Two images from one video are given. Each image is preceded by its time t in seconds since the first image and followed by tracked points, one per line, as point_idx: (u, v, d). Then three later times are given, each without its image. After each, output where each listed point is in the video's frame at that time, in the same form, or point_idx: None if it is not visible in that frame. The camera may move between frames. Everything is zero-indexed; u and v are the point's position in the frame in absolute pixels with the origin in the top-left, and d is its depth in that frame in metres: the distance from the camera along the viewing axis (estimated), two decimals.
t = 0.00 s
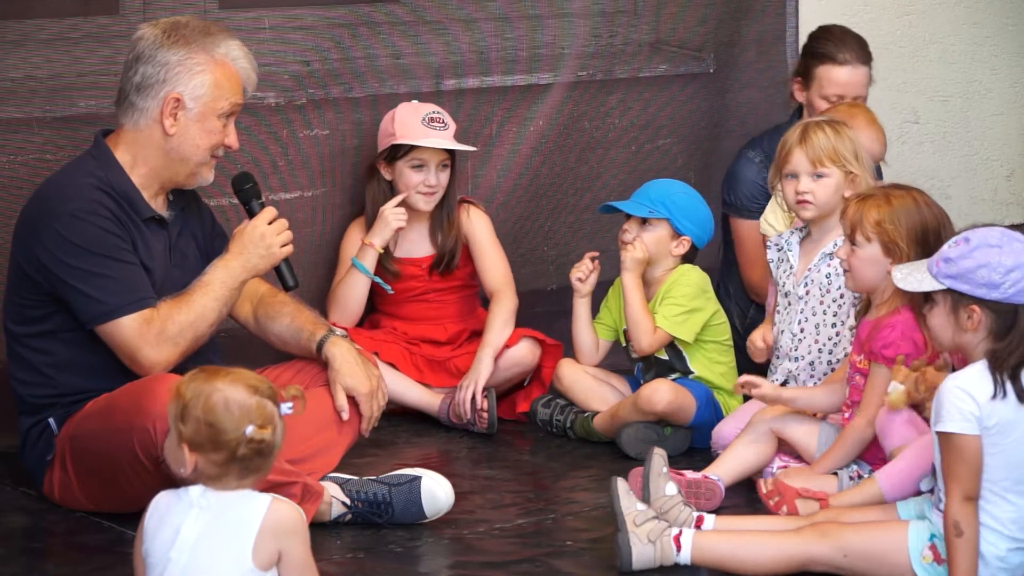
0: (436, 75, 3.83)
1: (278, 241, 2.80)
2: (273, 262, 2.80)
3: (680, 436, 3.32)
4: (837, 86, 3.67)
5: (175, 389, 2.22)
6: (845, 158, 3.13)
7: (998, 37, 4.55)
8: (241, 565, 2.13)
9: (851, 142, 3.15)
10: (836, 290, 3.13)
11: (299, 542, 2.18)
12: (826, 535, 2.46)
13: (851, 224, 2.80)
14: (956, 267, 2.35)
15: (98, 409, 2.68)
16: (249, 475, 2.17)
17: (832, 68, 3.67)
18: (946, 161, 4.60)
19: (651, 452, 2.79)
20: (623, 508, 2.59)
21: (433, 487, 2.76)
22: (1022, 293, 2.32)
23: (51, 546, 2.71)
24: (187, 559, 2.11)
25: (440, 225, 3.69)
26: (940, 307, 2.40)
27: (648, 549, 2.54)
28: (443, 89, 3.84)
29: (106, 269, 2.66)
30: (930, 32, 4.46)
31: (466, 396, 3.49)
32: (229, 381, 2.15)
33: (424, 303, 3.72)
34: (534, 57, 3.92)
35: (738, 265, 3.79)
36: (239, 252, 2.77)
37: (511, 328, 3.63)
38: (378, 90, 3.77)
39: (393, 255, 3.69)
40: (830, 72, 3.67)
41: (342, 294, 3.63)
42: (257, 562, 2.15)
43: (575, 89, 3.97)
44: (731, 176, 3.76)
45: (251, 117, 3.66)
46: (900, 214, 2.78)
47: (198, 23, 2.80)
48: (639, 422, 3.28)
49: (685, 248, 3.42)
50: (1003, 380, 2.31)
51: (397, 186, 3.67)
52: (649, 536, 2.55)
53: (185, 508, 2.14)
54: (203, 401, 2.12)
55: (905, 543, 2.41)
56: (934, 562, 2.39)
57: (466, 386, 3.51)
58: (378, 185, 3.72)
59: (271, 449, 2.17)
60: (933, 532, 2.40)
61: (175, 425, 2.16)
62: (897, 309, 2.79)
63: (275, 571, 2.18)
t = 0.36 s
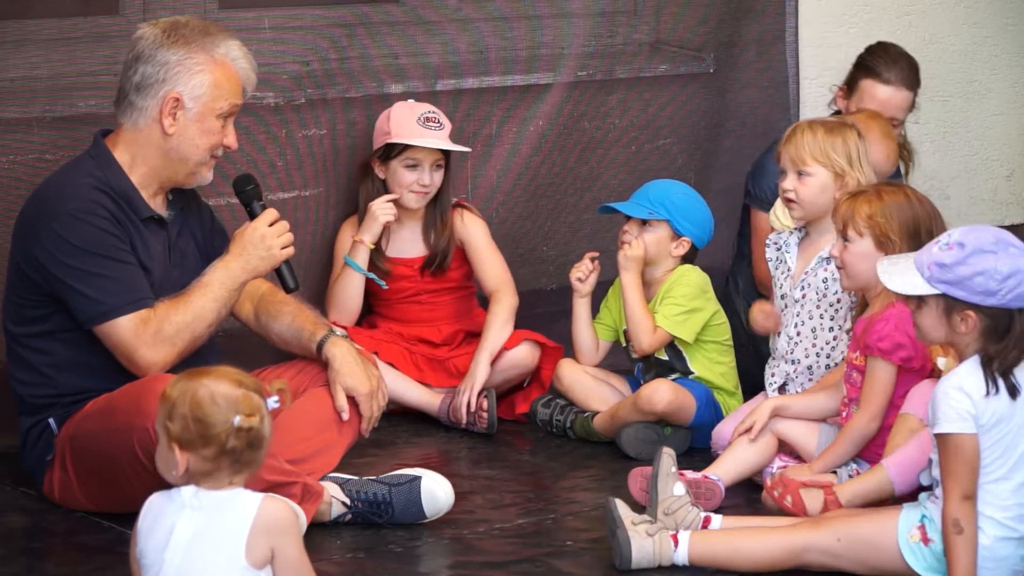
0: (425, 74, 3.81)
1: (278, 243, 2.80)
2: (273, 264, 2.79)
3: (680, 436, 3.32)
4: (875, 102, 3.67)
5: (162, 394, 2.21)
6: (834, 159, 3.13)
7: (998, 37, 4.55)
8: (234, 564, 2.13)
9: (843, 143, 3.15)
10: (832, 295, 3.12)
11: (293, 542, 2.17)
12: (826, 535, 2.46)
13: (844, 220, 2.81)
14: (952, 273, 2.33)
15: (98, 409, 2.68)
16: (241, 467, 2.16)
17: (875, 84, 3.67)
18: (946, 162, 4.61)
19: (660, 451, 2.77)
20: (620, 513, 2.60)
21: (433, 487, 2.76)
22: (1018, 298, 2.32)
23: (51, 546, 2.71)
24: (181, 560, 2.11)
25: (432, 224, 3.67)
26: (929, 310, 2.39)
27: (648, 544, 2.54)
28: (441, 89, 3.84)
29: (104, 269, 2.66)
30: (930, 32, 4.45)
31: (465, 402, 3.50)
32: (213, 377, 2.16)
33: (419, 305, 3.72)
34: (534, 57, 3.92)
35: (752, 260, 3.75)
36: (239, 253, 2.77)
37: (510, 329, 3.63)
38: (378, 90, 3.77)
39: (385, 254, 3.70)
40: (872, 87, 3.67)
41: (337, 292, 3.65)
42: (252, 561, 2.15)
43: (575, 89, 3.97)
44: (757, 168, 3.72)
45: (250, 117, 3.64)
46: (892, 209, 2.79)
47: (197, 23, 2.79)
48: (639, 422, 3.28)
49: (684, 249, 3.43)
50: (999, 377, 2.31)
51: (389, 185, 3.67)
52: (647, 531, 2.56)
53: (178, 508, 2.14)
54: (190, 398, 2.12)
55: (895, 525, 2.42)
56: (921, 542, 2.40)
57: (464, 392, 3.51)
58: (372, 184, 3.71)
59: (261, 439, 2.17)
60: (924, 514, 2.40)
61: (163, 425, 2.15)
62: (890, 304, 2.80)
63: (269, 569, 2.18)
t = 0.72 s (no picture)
0: (431, 75, 3.83)
1: (281, 242, 2.79)
2: (276, 263, 2.79)
3: (680, 436, 3.32)
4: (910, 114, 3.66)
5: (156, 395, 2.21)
6: (839, 159, 3.13)
7: (999, 37, 4.54)
8: (231, 564, 2.13)
9: (848, 143, 3.14)
10: (840, 295, 3.12)
11: (291, 541, 2.17)
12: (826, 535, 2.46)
13: (842, 221, 2.81)
14: (969, 284, 2.34)
15: (98, 409, 2.68)
16: (235, 464, 2.16)
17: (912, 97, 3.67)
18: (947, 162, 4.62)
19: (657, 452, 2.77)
20: (622, 510, 2.60)
21: (433, 487, 2.76)
22: None
23: (51, 546, 2.71)
24: (179, 560, 2.11)
25: (423, 225, 3.66)
26: (940, 314, 2.38)
27: (648, 544, 2.54)
28: (440, 89, 3.85)
29: (101, 266, 2.65)
30: (930, 32, 4.43)
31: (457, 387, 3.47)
32: (205, 375, 2.16)
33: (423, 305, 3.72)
34: (533, 56, 3.92)
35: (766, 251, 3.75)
36: (241, 252, 2.76)
37: (513, 330, 3.61)
38: (377, 90, 3.77)
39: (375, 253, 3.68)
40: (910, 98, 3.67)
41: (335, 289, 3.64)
42: (249, 559, 2.15)
43: (575, 89, 3.97)
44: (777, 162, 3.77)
45: (250, 117, 3.65)
46: (890, 211, 2.78)
47: (195, 23, 2.79)
48: (639, 421, 3.27)
49: (684, 249, 3.42)
50: (1003, 382, 2.32)
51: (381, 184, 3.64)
52: (649, 531, 2.56)
53: (175, 508, 2.14)
54: (182, 396, 2.12)
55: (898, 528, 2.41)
56: (924, 543, 2.39)
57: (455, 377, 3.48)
58: (364, 180, 3.71)
59: (254, 435, 2.16)
60: (927, 515, 2.40)
61: (156, 425, 2.15)
62: (888, 306, 2.79)
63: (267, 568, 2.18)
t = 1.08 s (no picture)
0: (428, 75, 3.82)
1: (294, 240, 2.80)
2: (290, 261, 2.79)
3: (680, 436, 3.32)
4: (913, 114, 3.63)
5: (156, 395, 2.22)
6: (842, 161, 3.13)
7: (999, 37, 4.55)
8: (231, 563, 2.13)
9: (852, 145, 3.14)
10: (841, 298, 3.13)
11: (291, 541, 2.17)
12: (826, 534, 2.46)
13: (839, 224, 2.82)
14: (960, 279, 2.34)
15: (99, 409, 2.68)
16: (236, 462, 2.16)
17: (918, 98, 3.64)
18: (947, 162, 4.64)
19: (656, 458, 2.72)
20: (626, 509, 2.58)
21: (433, 487, 2.76)
22: None
23: (51, 546, 2.71)
24: (179, 559, 2.11)
25: (428, 219, 3.66)
26: (934, 315, 2.40)
27: (649, 549, 2.54)
28: (441, 89, 3.85)
29: (105, 261, 2.64)
30: (930, 32, 4.43)
31: (459, 390, 3.48)
32: (205, 374, 2.16)
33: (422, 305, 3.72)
34: (533, 57, 3.92)
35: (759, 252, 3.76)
36: (256, 250, 2.76)
37: (514, 330, 3.61)
38: (378, 90, 3.77)
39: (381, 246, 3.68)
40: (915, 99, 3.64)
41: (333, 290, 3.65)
42: (249, 560, 2.15)
43: (575, 89, 3.97)
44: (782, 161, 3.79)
45: (250, 117, 3.64)
46: (887, 214, 2.78)
47: (195, 23, 2.77)
48: (638, 422, 3.28)
49: (679, 249, 3.41)
50: (1005, 383, 2.31)
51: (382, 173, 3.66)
52: (650, 536, 2.55)
53: (176, 508, 2.14)
54: (182, 395, 2.12)
55: (903, 535, 2.41)
56: (929, 554, 2.39)
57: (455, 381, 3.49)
58: (369, 175, 3.71)
59: (255, 433, 2.17)
60: (932, 524, 2.40)
61: (157, 425, 2.15)
62: (884, 312, 2.79)
63: (267, 567, 2.18)
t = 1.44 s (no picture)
0: (437, 74, 3.84)
1: (293, 245, 2.81)
2: (289, 265, 2.80)
3: (680, 436, 3.33)
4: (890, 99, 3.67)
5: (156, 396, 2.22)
6: (841, 163, 3.13)
7: (998, 38, 4.55)
8: (230, 564, 2.13)
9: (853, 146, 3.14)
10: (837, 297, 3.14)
11: (291, 541, 2.17)
12: (826, 533, 2.46)
13: (835, 223, 2.81)
14: (954, 276, 2.35)
15: (99, 409, 2.68)
16: (236, 462, 2.16)
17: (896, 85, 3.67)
18: (947, 161, 4.62)
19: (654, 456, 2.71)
20: (627, 508, 2.57)
21: (433, 487, 2.76)
22: (1017, 309, 2.33)
23: (51, 546, 2.71)
24: (179, 559, 2.11)
25: (451, 215, 3.70)
26: (930, 314, 2.41)
27: (649, 550, 2.54)
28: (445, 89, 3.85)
29: (109, 267, 2.65)
30: (930, 31, 4.45)
31: (459, 388, 3.48)
32: (205, 374, 2.17)
33: (422, 305, 3.72)
34: (534, 57, 3.92)
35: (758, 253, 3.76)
36: (255, 256, 2.77)
37: (517, 331, 3.63)
38: (380, 90, 3.77)
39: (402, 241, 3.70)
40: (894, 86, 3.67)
41: (344, 291, 3.62)
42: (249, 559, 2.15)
43: (575, 89, 3.97)
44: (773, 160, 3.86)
45: (250, 117, 3.64)
46: (883, 215, 2.78)
47: (192, 26, 2.75)
48: (638, 421, 3.28)
49: (676, 249, 3.40)
50: (1000, 387, 2.31)
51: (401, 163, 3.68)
52: (650, 536, 2.55)
53: (176, 507, 2.15)
54: (182, 395, 2.13)
55: (902, 538, 2.41)
56: (929, 557, 2.39)
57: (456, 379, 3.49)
58: (390, 171, 3.72)
59: (255, 432, 2.17)
60: (932, 527, 2.40)
61: (157, 425, 2.15)
62: (881, 313, 2.78)
63: (267, 569, 2.18)
